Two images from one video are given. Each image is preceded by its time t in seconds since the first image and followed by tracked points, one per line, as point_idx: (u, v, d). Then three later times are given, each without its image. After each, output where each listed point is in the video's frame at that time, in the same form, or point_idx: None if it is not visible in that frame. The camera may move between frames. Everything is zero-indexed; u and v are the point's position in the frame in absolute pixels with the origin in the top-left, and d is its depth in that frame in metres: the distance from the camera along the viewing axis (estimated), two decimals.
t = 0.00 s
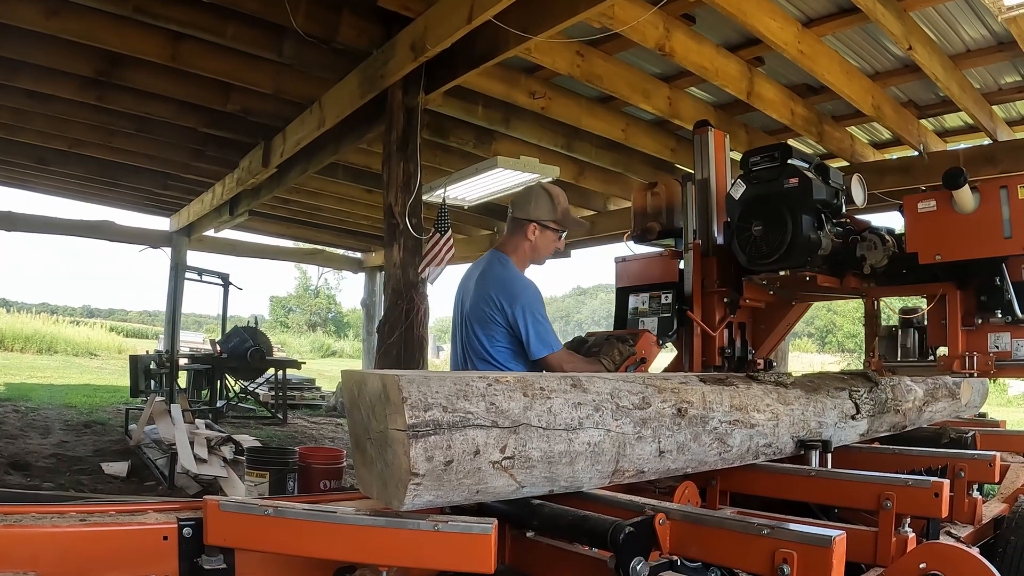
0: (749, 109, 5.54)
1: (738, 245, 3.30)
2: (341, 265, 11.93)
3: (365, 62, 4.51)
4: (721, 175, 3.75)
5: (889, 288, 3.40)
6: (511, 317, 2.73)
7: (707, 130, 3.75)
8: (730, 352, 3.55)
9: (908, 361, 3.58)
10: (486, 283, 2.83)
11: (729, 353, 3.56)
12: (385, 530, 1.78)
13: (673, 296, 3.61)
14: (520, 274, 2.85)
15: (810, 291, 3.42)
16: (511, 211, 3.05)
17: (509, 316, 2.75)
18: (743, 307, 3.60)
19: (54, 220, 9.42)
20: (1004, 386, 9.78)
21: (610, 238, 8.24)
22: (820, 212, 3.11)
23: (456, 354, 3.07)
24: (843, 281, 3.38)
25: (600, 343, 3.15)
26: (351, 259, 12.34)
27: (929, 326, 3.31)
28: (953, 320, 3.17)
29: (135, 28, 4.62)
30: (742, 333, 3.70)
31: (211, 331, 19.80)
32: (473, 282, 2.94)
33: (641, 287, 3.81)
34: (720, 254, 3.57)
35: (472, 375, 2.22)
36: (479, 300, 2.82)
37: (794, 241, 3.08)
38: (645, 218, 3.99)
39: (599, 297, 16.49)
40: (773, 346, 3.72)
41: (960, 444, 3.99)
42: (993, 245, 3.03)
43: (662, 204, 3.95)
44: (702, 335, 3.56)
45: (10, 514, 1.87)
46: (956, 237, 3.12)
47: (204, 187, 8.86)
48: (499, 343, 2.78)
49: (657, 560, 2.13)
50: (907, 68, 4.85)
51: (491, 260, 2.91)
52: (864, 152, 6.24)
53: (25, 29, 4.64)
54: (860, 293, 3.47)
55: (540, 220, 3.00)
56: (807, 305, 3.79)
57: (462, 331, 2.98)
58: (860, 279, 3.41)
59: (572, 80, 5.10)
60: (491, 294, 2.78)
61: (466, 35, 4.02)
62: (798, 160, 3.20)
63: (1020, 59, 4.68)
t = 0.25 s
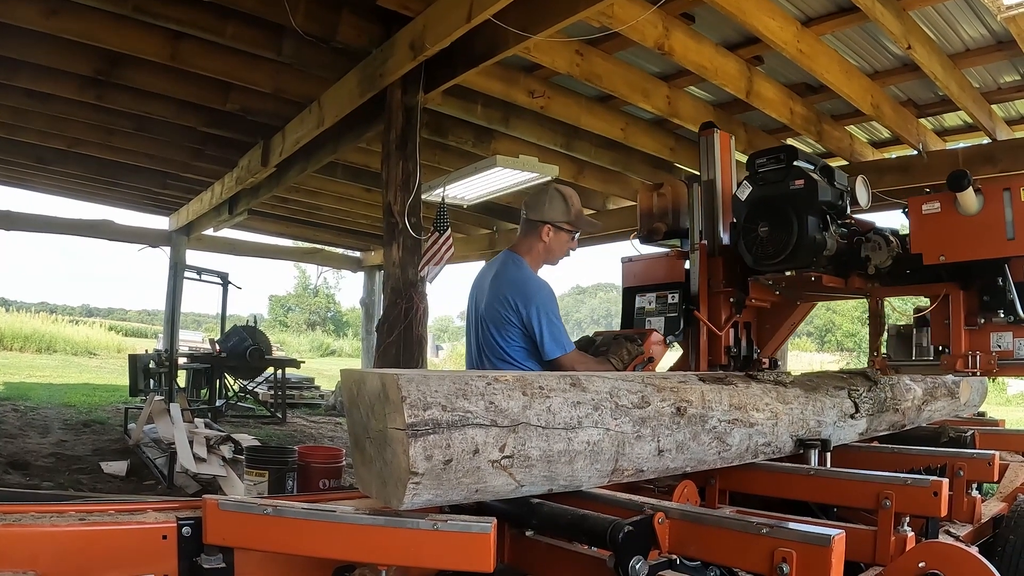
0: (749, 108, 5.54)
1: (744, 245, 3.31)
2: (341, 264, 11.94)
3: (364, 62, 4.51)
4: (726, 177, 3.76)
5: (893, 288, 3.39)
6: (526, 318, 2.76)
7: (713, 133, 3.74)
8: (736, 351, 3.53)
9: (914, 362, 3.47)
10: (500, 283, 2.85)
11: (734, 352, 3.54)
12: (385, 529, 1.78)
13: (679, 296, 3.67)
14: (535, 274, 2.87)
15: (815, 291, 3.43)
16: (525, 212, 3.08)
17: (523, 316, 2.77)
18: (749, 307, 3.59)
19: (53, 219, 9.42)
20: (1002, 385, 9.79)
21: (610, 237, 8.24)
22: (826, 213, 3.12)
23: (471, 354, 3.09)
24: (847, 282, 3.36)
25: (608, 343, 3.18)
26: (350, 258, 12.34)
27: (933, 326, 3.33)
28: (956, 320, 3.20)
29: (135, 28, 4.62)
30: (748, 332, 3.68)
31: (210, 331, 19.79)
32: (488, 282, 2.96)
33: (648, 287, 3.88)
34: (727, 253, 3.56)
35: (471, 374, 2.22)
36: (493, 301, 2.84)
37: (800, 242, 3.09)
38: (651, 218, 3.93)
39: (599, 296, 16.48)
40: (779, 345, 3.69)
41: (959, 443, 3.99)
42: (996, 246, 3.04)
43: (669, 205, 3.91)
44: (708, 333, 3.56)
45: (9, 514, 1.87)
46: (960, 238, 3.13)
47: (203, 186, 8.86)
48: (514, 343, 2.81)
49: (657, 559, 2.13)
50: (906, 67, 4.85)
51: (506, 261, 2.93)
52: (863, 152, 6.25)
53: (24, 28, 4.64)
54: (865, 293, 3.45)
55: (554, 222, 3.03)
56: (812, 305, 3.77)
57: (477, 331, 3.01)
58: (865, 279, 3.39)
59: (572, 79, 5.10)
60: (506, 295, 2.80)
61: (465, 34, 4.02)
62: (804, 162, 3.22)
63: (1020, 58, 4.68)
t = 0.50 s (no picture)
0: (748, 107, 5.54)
1: (750, 247, 3.32)
2: (339, 264, 11.93)
3: (363, 61, 4.51)
4: (732, 178, 3.77)
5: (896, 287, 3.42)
6: (539, 316, 2.78)
7: (718, 134, 3.78)
8: (741, 350, 3.56)
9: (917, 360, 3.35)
10: (513, 282, 2.87)
11: (740, 352, 3.57)
12: (384, 528, 1.78)
13: (686, 295, 3.59)
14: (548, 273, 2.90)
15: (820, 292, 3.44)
16: (538, 210, 3.11)
17: (537, 315, 2.79)
18: (754, 306, 3.63)
19: (52, 219, 9.41)
20: (1001, 384, 9.80)
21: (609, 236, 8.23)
22: (832, 214, 3.13)
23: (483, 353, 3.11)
24: (851, 282, 3.40)
25: (616, 343, 3.19)
26: (350, 258, 12.34)
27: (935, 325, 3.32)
28: (958, 319, 3.20)
29: (134, 27, 4.61)
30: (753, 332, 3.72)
31: (209, 330, 19.79)
32: (500, 281, 2.97)
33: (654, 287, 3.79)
34: (733, 254, 3.57)
35: (470, 373, 2.22)
36: (507, 300, 2.85)
37: (806, 243, 3.10)
38: (657, 219, 3.95)
39: (598, 295, 16.48)
40: (783, 344, 3.74)
41: (958, 442, 3.99)
42: (1000, 247, 3.04)
43: (675, 205, 3.90)
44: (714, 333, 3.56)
45: (8, 514, 1.87)
46: (964, 239, 3.13)
47: (202, 186, 8.86)
48: (527, 342, 2.83)
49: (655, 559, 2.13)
50: (905, 66, 4.85)
51: (518, 260, 2.95)
52: (862, 151, 6.25)
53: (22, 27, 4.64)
54: (868, 293, 3.49)
55: (566, 221, 3.06)
56: (816, 304, 3.81)
57: (489, 330, 3.02)
58: (868, 279, 3.44)
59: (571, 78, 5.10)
60: (520, 294, 2.82)
61: (464, 33, 4.02)
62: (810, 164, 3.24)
63: (1019, 57, 4.69)
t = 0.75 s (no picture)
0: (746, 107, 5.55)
1: (756, 247, 3.32)
2: (338, 263, 11.93)
3: (362, 60, 4.51)
4: (738, 179, 3.81)
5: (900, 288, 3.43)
6: (553, 313, 2.85)
7: (724, 136, 3.78)
8: (747, 350, 3.54)
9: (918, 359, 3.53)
10: (527, 280, 2.93)
11: (745, 351, 3.54)
12: (384, 527, 1.78)
13: (692, 295, 3.67)
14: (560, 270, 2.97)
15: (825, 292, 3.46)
16: (549, 208, 3.17)
17: (552, 312, 2.86)
18: (760, 306, 3.62)
19: (50, 218, 9.41)
20: (1000, 383, 9.81)
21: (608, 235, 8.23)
22: (836, 215, 3.14)
23: (495, 351, 3.17)
24: (857, 282, 3.41)
25: (624, 342, 3.23)
26: (348, 256, 12.34)
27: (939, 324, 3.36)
28: (961, 319, 3.23)
29: (133, 26, 4.61)
30: (759, 331, 3.69)
31: (208, 329, 19.78)
32: (512, 279, 3.03)
33: (661, 287, 3.85)
34: (739, 254, 3.56)
35: (469, 372, 2.22)
36: (521, 298, 2.91)
37: (811, 244, 3.11)
38: (662, 220, 3.83)
39: (597, 293, 16.46)
40: (788, 342, 3.73)
41: (957, 441, 3.99)
42: (1003, 248, 3.04)
43: (680, 206, 3.79)
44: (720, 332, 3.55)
45: (8, 513, 1.87)
46: (968, 240, 3.13)
47: (201, 185, 8.86)
48: (542, 338, 2.90)
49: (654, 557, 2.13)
50: (904, 66, 4.85)
51: (531, 258, 3.01)
52: (861, 150, 6.25)
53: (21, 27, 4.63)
54: (873, 293, 3.50)
55: (578, 218, 3.12)
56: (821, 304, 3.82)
57: (501, 327, 3.08)
58: (872, 279, 3.43)
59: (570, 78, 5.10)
60: (534, 291, 2.89)
61: (463, 32, 4.02)
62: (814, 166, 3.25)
63: (1018, 56, 4.69)
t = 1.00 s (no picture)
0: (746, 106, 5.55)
1: (761, 248, 3.38)
2: (337, 262, 11.93)
3: (361, 59, 4.51)
4: (744, 180, 3.78)
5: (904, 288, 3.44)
6: (568, 310, 2.94)
7: (730, 138, 3.76)
8: (754, 349, 3.59)
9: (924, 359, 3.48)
10: (543, 279, 3.02)
11: (752, 350, 3.59)
12: (383, 526, 1.78)
13: (700, 295, 3.64)
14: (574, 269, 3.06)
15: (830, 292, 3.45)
16: (562, 207, 3.27)
17: (567, 309, 2.95)
18: (766, 306, 3.66)
19: (49, 217, 9.40)
20: (999, 382, 9.80)
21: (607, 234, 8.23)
22: (842, 217, 3.19)
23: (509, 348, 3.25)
24: (862, 282, 3.45)
25: (634, 341, 3.32)
26: (348, 255, 12.34)
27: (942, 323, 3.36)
28: (964, 318, 3.22)
29: (131, 25, 4.61)
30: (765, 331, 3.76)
31: (207, 328, 19.78)
32: (527, 278, 3.12)
33: (668, 287, 3.82)
34: (745, 255, 3.62)
35: (468, 371, 2.22)
36: (536, 296, 3.00)
37: (818, 244, 3.16)
38: (670, 221, 3.97)
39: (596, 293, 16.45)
40: (794, 340, 3.74)
41: (956, 440, 3.98)
42: (1007, 249, 3.06)
43: (687, 208, 3.93)
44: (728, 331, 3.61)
45: (7, 512, 1.87)
46: (972, 241, 3.14)
47: (200, 184, 8.86)
48: (557, 336, 2.98)
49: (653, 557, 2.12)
50: (903, 65, 4.85)
51: (546, 257, 3.10)
52: (860, 149, 6.25)
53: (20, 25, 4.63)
54: (877, 293, 3.51)
55: (590, 217, 3.23)
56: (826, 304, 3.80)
57: (516, 326, 3.16)
58: (877, 279, 3.47)
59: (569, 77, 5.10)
60: (550, 290, 2.98)
61: (462, 31, 4.01)
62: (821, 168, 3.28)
63: (1017, 55, 4.68)
